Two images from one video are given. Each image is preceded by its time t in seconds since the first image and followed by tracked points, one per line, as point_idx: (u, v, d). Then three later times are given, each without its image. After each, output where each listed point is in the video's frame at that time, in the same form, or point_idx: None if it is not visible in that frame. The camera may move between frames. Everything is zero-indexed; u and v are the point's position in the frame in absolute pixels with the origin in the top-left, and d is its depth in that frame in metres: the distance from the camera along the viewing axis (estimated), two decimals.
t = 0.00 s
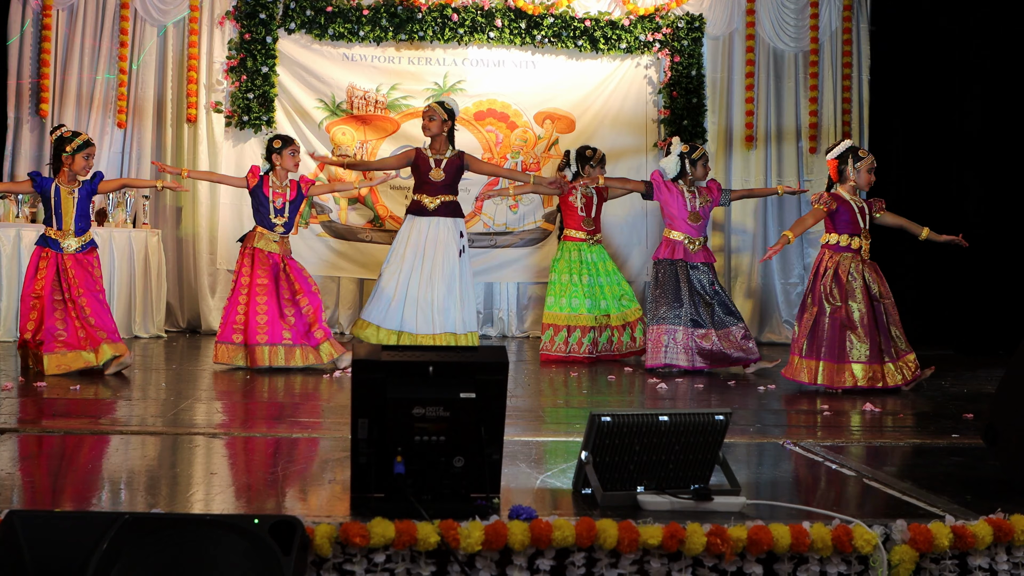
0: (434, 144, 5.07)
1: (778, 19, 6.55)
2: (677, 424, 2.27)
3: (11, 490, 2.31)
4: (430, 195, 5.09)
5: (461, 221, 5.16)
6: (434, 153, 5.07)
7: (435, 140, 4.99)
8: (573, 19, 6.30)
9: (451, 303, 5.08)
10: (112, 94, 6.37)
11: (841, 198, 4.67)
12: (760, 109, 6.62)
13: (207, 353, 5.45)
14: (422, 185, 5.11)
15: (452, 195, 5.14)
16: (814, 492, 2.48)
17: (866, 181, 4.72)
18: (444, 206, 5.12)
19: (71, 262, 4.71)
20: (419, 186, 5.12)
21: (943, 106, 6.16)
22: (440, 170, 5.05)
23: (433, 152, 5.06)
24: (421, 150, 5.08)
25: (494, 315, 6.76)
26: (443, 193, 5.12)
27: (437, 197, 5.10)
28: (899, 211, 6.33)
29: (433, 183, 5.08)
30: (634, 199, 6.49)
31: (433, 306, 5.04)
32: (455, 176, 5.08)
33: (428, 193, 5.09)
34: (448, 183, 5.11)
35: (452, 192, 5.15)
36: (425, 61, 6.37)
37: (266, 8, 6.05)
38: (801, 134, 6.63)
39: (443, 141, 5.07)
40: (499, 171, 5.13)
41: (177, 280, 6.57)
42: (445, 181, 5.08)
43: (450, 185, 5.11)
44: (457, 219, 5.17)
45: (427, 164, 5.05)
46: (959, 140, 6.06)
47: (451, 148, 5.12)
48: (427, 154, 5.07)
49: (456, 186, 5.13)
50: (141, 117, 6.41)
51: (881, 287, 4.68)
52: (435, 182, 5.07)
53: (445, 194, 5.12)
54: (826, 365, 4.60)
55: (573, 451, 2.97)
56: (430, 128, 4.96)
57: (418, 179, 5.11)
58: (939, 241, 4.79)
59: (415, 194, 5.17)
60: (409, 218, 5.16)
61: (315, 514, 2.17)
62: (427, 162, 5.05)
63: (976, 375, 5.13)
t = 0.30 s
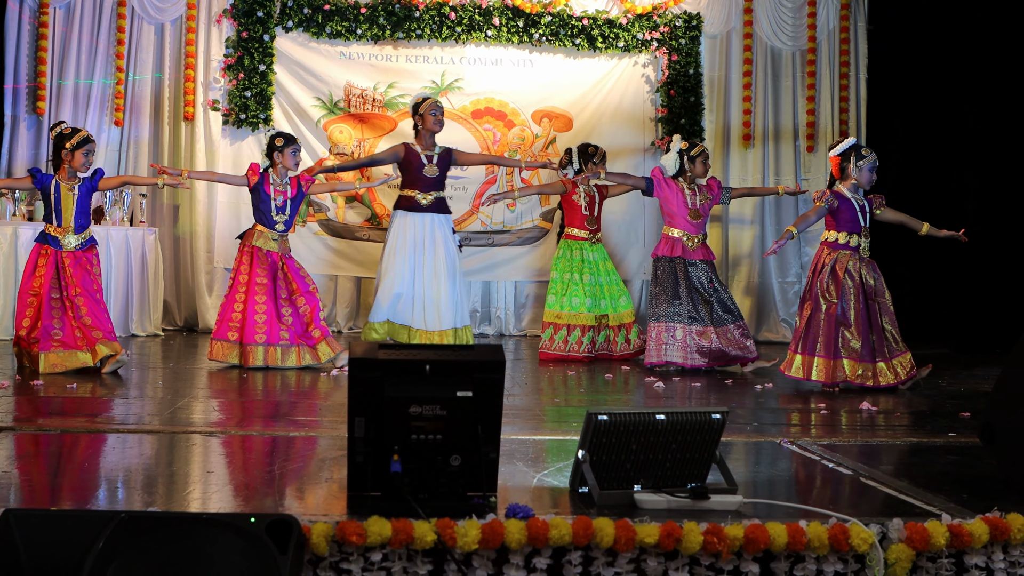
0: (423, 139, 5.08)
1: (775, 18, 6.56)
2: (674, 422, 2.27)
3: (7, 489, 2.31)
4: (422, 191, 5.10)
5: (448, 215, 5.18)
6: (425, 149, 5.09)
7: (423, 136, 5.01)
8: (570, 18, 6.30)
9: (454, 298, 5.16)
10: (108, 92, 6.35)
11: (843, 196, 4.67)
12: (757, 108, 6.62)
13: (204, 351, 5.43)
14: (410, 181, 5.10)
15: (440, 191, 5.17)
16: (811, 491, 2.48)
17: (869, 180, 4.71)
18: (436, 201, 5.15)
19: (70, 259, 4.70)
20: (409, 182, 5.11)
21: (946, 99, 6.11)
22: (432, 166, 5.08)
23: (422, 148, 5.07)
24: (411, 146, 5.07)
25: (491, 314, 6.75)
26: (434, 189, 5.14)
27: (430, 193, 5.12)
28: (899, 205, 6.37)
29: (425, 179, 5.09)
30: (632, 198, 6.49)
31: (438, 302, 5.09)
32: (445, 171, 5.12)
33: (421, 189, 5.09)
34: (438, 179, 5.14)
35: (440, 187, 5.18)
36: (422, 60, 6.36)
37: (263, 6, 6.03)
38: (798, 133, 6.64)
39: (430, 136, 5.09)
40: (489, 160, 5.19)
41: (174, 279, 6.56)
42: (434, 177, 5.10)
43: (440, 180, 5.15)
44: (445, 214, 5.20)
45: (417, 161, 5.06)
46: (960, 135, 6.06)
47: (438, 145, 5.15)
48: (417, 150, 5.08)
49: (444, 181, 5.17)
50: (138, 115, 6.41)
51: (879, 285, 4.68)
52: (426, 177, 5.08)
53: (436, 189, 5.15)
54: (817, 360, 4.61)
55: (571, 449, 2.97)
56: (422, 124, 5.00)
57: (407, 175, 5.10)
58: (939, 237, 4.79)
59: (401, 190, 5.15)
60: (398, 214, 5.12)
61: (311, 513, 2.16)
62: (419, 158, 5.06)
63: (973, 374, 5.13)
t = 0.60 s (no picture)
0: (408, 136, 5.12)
1: (774, 17, 6.56)
2: (673, 422, 2.27)
3: (6, 488, 2.31)
4: (410, 187, 5.12)
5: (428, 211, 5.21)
6: (411, 146, 5.12)
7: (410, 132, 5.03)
8: (569, 17, 6.30)
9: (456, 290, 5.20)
10: (107, 91, 6.34)
11: (840, 195, 4.67)
12: (756, 107, 6.62)
13: (202, 351, 5.43)
14: (396, 178, 5.12)
15: (424, 187, 5.20)
16: (810, 489, 2.48)
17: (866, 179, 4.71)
18: (421, 198, 5.18)
19: (70, 258, 4.69)
20: (394, 178, 5.11)
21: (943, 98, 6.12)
22: (418, 163, 5.12)
23: (409, 145, 5.11)
24: (396, 142, 5.10)
25: (490, 313, 6.75)
26: (419, 185, 5.16)
27: (416, 189, 5.14)
28: (898, 202, 6.38)
29: (411, 176, 5.11)
30: (630, 197, 6.49)
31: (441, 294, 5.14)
32: (429, 168, 5.18)
33: (408, 185, 5.11)
34: (423, 176, 5.17)
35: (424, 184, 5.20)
36: (420, 59, 6.36)
37: (262, 5, 6.04)
38: (796, 132, 6.64)
39: (415, 134, 5.12)
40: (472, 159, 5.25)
41: (173, 278, 6.55)
42: (420, 174, 5.14)
43: (424, 178, 5.17)
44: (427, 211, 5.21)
45: (404, 156, 5.08)
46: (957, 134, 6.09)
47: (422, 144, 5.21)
48: (403, 146, 5.10)
49: (428, 179, 5.21)
50: (137, 114, 6.40)
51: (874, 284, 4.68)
52: (411, 174, 5.10)
53: (420, 187, 5.16)
54: (810, 359, 4.62)
55: (570, 448, 2.97)
56: (412, 122, 5.03)
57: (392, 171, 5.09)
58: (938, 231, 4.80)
59: (387, 187, 5.15)
60: (382, 214, 5.13)
61: (309, 512, 2.16)
62: (405, 154, 5.08)
63: (972, 373, 5.14)
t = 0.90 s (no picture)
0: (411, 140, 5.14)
1: (773, 17, 6.56)
2: (672, 422, 2.27)
3: (7, 488, 2.31)
4: (417, 191, 5.14)
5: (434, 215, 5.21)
6: (414, 150, 5.13)
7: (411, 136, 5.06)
8: (568, 17, 6.30)
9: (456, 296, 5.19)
10: (107, 92, 6.34)
11: (836, 196, 4.67)
12: (755, 106, 6.62)
13: (202, 351, 5.43)
14: (400, 181, 5.13)
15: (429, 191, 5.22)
16: (810, 489, 2.49)
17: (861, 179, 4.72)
18: (427, 202, 5.20)
19: (70, 259, 4.69)
20: (400, 183, 5.13)
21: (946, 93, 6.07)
22: (423, 167, 5.12)
23: (412, 149, 5.12)
24: (399, 146, 5.10)
25: (490, 313, 6.75)
26: (424, 189, 5.18)
27: (422, 193, 5.16)
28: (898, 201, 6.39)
29: (416, 179, 5.13)
30: (629, 196, 6.49)
31: (442, 299, 5.13)
32: (434, 171, 5.18)
33: (414, 189, 5.13)
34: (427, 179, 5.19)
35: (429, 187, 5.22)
36: (420, 59, 6.35)
37: (262, 6, 6.04)
38: (796, 131, 6.64)
39: (416, 138, 5.15)
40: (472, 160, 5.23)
41: (173, 278, 6.55)
42: (425, 177, 5.15)
43: (429, 181, 5.20)
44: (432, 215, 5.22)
45: (409, 161, 5.09)
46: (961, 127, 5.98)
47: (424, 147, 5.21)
48: (406, 151, 5.10)
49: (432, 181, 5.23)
50: (136, 114, 6.40)
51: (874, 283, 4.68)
52: (417, 178, 5.12)
53: (426, 190, 5.19)
54: (811, 360, 4.63)
55: (570, 448, 2.97)
56: (412, 126, 5.06)
57: (398, 176, 5.11)
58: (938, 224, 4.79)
59: (391, 190, 5.17)
60: (391, 216, 5.14)
61: (309, 512, 2.16)
62: (410, 158, 5.09)
63: (971, 372, 5.13)
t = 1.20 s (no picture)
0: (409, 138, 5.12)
1: (773, 14, 6.56)
2: (673, 419, 2.27)
3: (8, 488, 2.31)
4: (416, 190, 5.12)
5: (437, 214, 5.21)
6: (414, 149, 5.10)
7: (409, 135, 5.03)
8: (568, 15, 6.29)
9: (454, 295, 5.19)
10: (107, 92, 6.34)
11: (833, 191, 4.66)
12: (755, 103, 6.62)
13: (203, 351, 5.43)
14: (401, 180, 5.10)
15: (430, 189, 5.19)
16: (812, 486, 2.49)
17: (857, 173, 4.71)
18: (428, 200, 5.18)
19: (70, 258, 4.69)
20: (400, 182, 5.11)
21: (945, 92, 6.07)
22: (422, 165, 5.10)
23: (412, 147, 5.09)
24: (398, 145, 5.08)
25: (491, 312, 6.75)
26: (425, 188, 5.16)
27: (423, 192, 5.14)
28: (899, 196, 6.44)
29: (416, 178, 5.10)
30: (630, 194, 6.49)
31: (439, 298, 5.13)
32: (434, 169, 5.15)
33: (414, 188, 5.11)
34: (428, 178, 5.16)
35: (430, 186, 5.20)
36: (420, 58, 6.35)
37: (261, 5, 6.05)
38: (797, 127, 6.64)
39: (416, 137, 5.13)
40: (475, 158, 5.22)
41: (174, 277, 6.56)
42: (425, 175, 5.13)
43: (430, 179, 5.17)
44: (433, 212, 5.21)
45: (408, 159, 5.06)
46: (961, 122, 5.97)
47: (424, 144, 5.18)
48: (406, 150, 5.08)
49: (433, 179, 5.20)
50: (136, 114, 6.40)
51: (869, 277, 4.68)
52: (416, 176, 5.10)
53: (427, 188, 5.17)
54: (808, 357, 4.65)
55: (571, 446, 2.97)
56: (410, 125, 5.04)
57: (399, 175, 5.10)
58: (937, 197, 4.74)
59: (392, 190, 5.15)
60: (393, 215, 5.13)
61: (312, 511, 2.17)
62: (409, 156, 5.07)
63: (973, 369, 5.13)
